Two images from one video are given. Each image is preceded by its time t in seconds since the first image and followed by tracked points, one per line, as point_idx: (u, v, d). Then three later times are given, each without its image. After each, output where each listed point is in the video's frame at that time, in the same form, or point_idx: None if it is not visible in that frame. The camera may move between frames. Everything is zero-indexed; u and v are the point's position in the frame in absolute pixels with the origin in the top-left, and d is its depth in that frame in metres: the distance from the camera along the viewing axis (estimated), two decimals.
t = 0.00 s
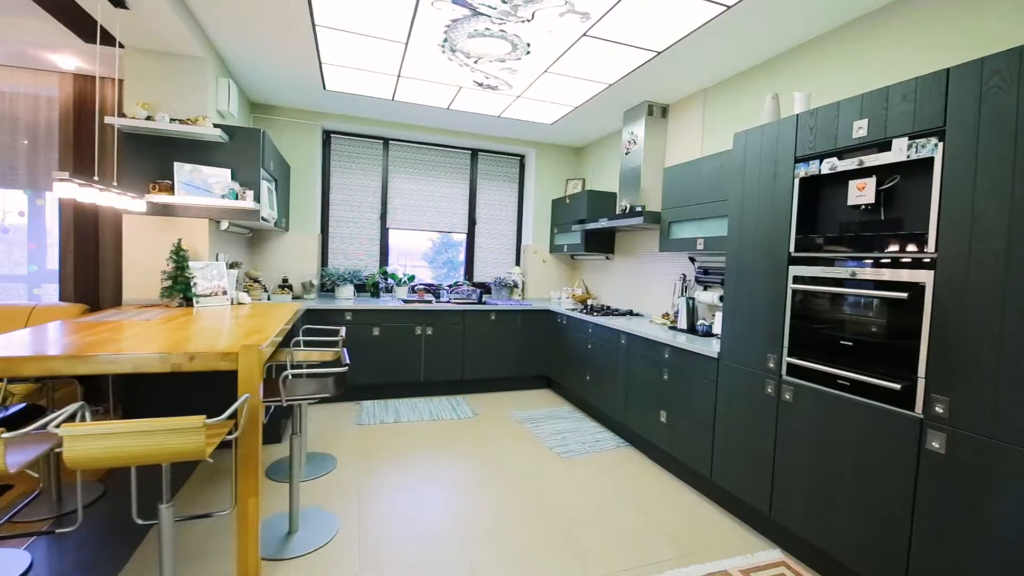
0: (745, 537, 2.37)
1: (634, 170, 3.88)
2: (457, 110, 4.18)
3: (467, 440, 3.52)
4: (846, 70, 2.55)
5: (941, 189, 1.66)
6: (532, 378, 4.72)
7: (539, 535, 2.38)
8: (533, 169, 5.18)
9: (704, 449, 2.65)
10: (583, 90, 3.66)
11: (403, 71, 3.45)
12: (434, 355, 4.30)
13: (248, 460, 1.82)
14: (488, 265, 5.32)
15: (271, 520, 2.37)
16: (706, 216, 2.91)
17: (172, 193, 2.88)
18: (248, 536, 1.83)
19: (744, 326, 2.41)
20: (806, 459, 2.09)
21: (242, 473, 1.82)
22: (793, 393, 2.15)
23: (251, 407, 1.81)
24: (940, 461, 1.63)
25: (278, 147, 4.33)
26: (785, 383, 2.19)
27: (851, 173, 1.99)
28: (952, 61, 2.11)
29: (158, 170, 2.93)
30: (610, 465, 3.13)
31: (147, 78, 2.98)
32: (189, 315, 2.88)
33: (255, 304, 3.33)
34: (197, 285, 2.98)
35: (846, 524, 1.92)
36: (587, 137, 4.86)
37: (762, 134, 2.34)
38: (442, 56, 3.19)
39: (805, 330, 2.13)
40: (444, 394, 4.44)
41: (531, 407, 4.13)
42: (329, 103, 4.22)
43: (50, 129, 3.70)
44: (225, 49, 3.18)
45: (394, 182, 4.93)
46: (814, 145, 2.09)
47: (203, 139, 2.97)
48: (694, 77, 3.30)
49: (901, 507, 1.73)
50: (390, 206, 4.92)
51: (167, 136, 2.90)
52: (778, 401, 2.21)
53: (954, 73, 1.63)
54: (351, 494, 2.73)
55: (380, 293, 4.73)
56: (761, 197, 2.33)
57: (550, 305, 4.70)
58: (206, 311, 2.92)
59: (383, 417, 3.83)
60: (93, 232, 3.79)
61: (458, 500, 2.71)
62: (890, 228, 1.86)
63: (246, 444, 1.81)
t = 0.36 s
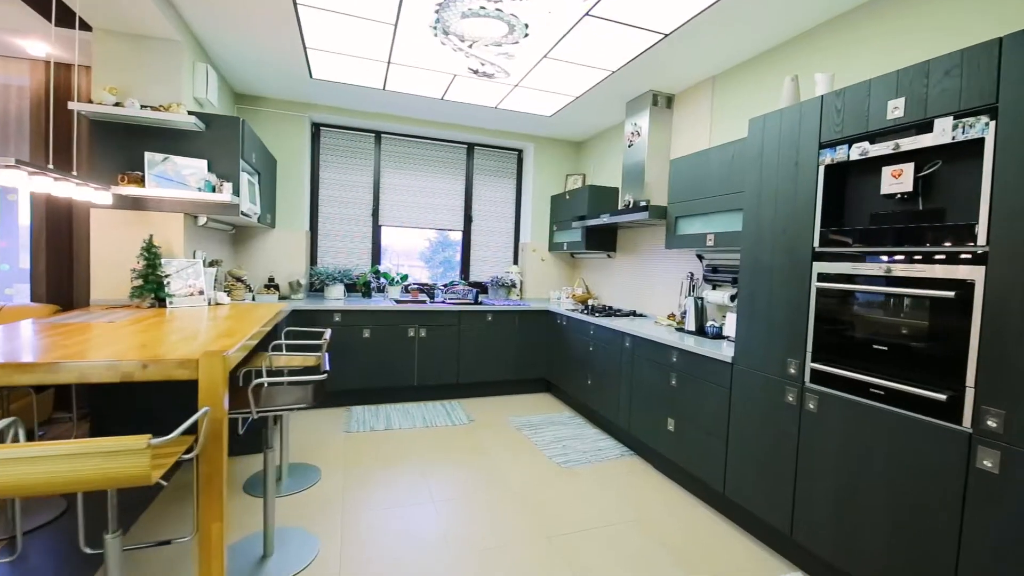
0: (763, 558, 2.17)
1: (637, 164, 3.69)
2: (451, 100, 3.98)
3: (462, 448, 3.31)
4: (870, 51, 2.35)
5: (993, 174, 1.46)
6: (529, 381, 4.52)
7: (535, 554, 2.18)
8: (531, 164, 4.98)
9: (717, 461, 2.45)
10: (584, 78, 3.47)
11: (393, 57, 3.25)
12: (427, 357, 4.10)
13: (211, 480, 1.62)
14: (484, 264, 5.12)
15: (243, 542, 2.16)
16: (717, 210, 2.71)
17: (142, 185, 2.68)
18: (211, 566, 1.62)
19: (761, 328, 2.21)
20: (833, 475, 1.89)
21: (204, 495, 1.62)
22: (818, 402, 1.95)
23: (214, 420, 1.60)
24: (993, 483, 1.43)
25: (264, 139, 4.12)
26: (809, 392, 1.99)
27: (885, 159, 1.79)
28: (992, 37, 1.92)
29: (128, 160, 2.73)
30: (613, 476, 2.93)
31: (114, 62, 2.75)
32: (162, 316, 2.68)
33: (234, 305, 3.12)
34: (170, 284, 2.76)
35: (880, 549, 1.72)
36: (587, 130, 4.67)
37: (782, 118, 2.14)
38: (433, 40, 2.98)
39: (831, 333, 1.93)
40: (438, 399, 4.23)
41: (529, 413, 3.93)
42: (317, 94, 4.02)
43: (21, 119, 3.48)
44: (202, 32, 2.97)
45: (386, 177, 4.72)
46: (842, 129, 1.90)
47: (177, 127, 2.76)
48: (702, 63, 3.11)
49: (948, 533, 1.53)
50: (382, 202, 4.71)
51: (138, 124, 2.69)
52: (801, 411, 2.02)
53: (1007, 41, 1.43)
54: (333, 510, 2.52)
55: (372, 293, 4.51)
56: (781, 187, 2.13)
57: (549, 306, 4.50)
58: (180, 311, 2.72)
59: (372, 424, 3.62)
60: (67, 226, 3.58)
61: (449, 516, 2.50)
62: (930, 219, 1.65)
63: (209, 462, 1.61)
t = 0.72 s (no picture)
0: None
1: (641, 159, 3.49)
2: (446, 93, 3.80)
3: (455, 460, 3.11)
4: (896, 34, 2.16)
5: None
6: (527, 388, 4.32)
7: None
8: (529, 161, 4.79)
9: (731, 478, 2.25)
10: (586, 68, 3.27)
11: (382, 44, 3.05)
12: (420, 363, 3.90)
13: (161, 512, 1.42)
14: (481, 265, 4.91)
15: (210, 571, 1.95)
16: (729, 206, 2.51)
17: (108, 179, 2.48)
18: None
19: (781, 336, 2.02)
20: (865, 500, 1.69)
21: (153, 529, 1.41)
22: (847, 418, 1.76)
23: (163, 444, 1.40)
24: None
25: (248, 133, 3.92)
26: (836, 406, 1.79)
27: (925, 147, 1.59)
28: None
29: (94, 152, 2.53)
30: (617, 492, 2.73)
31: (80, 45, 2.56)
32: (127, 320, 2.47)
33: (211, 308, 2.91)
34: (139, 286, 2.55)
35: None
36: (588, 126, 4.48)
37: (805, 105, 1.95)
38: (424, 24, 2.78)
39: (861, 342, 1.74)
40: (432, 406, 4.03)
41: (526, 422, 3.73)
42: (304, 85, 3.81)
43: None
44: (177, 16, 2.77)
45: (378, 175, 4.51)
46: (875, 114, 1.70)
47: (148, 116, 2.56)
48: (711, 51, 2.92)
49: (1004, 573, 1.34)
50: (374, 200, 4.51)
51: (104, 113, 2.49)
52: (827, 427, 1.82)
53: None
54: (313, 531, 2.32)
55: (362, 296, 4.30)
56: (804, 180, 1.94)
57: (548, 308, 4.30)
58: (148, 315, 2.52)
59: (360, 434, 3.41)
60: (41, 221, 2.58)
61: (440, 537, 2.30)
62: (978, 214, 1.46)
63: (159, 491, 1.41)
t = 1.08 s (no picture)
0: None
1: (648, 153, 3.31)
2: (442, 84, 3.63)
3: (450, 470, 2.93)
4: (930, 12, 1.99)
5: None
6: (527, 392, 4.13)
7: None
8: (530, 157, 4.61)
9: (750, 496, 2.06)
10: (590, 56, 3.09)
11: (374, 29, 2.87)
12: (415, 367, 3.71)
13: (109, 547, 1.24)
14: (479, 264, 4.73)
15: None
16: (746, 201, 2.34)
17: (75, 172, 2.30)
18: None
19: (808, 342, 1.84)
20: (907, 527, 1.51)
21: (98, 568, 1.23)
22: (885, 435, 1.57)
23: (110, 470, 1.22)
24: None
25: (235, 126, 3.74)
26: (872, 421, 1.61)
27: (975, 130, 1.41)
28: None
29: (61, 142, 2.34)
30: (625, 507, 2.54)
31: (47, 29, 2.37)
32: (98, 323, 2.29)
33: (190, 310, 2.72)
34: (109, 287, 2.36)
35: None
36: (590, 119, 4.30)
37: (836, 88, 1.77)
38: (417, 7, 2.60)
39: (902, 350, 1.55)
40: (427, 412, 3.84)
41: (526, 429, 3.55)
42: (293, 76, 3.63)
43: None
44: None
45: (372, 170, 4.33)
46: (918, 96, 1.53)
47: (121, 104, 2.38)
48: (723, 36, 2.74)
49: None
50: (368, 197, 4.32)
51: (73, 100, 2.31)
52: (862, 444, 1.64)
53: None
54: (295, 552, 2.13)
55: (355, 297, 4.11)
56: (834, 170, 1.76)
57: (549, 309, 4.12)
58: (119, 318, 2.33)
59: (350, 443, 3.22)
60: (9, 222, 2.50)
61: (433, 558, 2.11)
62: None
63: (106, 524, 1.23)
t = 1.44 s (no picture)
0: None
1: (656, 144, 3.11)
2: (436, 72, 3.45)
3: (445, 482, 2.73)
4: None
5: None
6: (527, 397, 3.94)
7: None
8: (530, 151, 4.41)
9: (774, 517, 1.87)
10: (594, 40, 2.90)
11: (363, 10, 2.68)
12: (409, 371, 3.52)
13: None
14: (476, 263, 4.54)
15: None
16: (767, 193, 2.14)
17: (33, 161, 2.10)
18: None
19: (841, 348, 1.65)
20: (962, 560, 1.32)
21: None
22: (935, 454, 1.38)
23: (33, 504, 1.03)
24: None
25: (219, 117, 3.54)
26: (918, 438, 1.42)
27: None
28: None
29: (20, 129, 2.15)
30: (634, 523, 2.34)
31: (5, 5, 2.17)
32: (60, 325, 2.09)
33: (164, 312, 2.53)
34: (71, 286, 2.16)
35: None
36: (593, 111, 4.11)
37: (875, 63, 1.57)
38: None
39: (954, 357, 1.36)
40: (422, 418, 3.65)
41: (526, 436, 3.36)
42: (280, 64, 3.44)
43: None
44: None
45: (365, 164, 4.12)
46: (973, 68, 1.33)
47: (85, 87, 2.19)
48: (737, 17, 2.56)
49: None
50: (360, 192, 4.12)
51: (32, 82, 2.12)
52: (906, 464, 1.45)
53: None
54: None
55: (346, 297, 3.92)
56: (872, 155, 1.57)
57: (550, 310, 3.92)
58: (84, 320, 2.13)
59: (339, 453, 3.02)
60: None
61: None
62: None
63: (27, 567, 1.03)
